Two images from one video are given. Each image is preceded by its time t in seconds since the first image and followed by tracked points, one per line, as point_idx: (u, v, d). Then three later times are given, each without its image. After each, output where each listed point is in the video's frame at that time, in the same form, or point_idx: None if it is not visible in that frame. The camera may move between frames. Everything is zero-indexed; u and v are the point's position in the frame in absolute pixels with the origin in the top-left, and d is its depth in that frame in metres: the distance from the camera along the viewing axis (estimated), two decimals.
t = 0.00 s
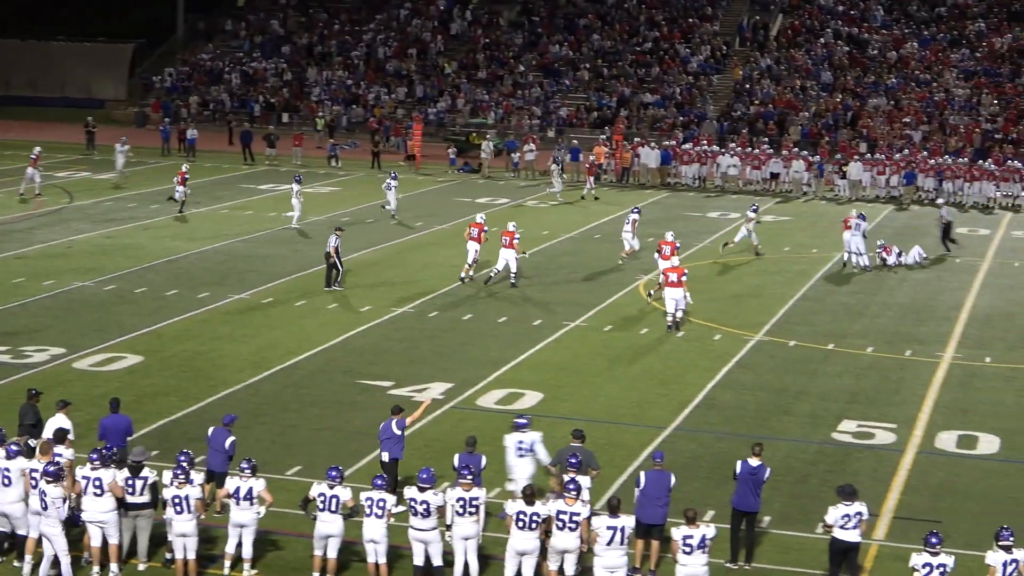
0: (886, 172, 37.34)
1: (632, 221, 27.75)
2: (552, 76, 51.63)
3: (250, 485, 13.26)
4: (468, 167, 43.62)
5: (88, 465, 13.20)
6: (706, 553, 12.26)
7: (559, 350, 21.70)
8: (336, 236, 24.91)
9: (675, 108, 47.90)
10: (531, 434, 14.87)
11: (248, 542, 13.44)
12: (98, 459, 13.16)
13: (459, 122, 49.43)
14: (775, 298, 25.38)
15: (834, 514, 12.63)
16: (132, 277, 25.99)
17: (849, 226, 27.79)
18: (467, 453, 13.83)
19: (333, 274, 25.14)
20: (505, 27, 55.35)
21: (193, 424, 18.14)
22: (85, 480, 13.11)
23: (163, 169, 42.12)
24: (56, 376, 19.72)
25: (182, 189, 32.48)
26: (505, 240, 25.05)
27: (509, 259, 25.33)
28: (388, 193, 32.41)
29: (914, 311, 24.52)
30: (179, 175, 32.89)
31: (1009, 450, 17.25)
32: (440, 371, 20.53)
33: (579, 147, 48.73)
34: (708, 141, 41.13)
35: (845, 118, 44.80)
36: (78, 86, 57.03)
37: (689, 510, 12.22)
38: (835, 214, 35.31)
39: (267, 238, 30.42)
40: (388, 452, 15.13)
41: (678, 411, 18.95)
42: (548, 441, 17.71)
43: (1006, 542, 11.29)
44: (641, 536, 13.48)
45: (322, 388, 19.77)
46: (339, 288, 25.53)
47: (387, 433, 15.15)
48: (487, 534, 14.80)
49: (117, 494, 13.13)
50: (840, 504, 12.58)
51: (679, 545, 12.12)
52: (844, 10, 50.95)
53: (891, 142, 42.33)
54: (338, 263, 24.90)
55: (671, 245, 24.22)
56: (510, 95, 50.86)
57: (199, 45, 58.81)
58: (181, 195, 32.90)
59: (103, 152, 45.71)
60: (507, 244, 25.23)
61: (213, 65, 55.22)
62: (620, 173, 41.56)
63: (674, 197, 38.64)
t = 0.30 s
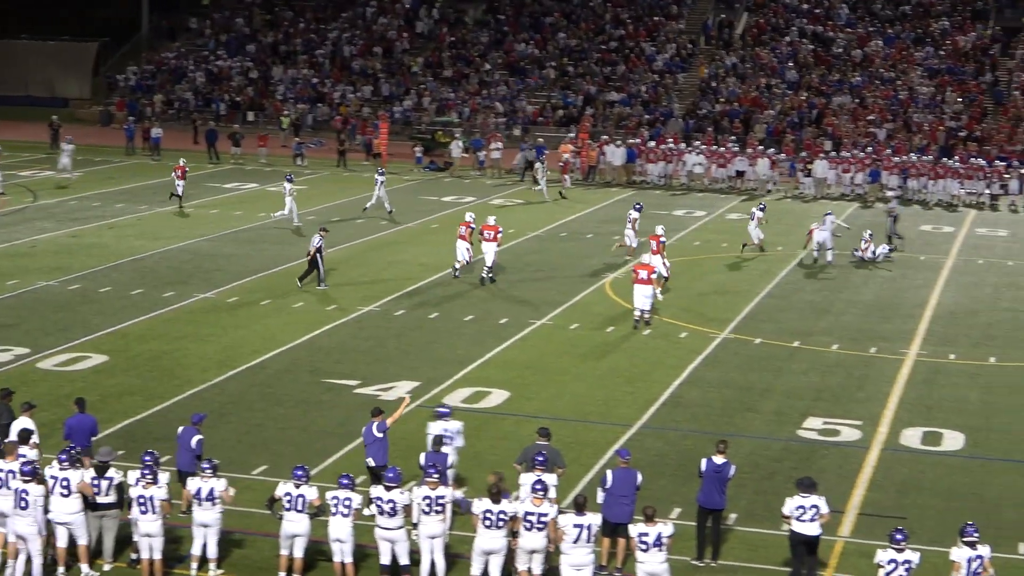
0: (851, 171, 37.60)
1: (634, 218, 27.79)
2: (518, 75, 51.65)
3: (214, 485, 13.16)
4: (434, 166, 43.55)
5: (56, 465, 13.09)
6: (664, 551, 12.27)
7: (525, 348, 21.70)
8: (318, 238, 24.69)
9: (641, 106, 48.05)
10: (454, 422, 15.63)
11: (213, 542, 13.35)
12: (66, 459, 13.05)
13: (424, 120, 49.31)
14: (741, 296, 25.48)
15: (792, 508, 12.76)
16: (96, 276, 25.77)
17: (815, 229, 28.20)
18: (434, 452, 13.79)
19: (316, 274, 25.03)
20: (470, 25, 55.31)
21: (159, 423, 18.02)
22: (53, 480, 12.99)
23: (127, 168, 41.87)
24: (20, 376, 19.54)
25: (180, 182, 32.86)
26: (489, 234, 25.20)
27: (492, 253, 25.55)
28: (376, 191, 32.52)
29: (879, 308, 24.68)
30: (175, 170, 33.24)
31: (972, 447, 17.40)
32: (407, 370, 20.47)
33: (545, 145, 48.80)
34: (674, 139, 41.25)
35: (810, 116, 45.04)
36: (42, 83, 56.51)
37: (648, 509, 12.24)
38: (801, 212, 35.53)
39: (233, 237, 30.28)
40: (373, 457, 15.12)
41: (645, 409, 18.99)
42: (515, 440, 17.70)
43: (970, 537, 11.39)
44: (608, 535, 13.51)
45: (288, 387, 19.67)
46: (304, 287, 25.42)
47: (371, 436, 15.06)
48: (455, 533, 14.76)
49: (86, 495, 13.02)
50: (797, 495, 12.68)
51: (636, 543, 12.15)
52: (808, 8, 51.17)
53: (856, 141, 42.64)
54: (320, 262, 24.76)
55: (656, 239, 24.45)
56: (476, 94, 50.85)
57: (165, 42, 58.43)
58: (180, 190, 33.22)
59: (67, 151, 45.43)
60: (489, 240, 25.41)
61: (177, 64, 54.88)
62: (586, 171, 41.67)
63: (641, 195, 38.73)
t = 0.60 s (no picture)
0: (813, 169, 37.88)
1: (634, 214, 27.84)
2: (483, 73, 51.61)
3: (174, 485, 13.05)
4: (398, 164, 43.45)
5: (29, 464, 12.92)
6: (626, 548, 12.26)
7: (490, 347, 21.67)
8: (300, 237, 24.64)
9: (605, 104, 48.16)
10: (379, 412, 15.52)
11: (177, 542, 13.24)
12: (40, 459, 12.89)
13: (389, 119, 49.18)
14: (707, 294, 25.56)
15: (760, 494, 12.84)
16: (59, 276, 25.52)
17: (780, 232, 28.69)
18: (400, 451, 13.73)
19: (293, 271, 25.09)
20: (435, 22, 55.19)
21: (123, 423, 17.86)
22: (26, 479, 12.84)
23: (90, 167, 41.50)
24: None
25: (178, 179, 33.17)
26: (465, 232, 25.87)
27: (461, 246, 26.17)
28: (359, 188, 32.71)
29: (843, 306, 24.82)
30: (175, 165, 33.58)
31: (936, 444, 17.53)
32: (373, 369, 20.39)
33: (510, 143, 48.76)
34: (639, 137, 41.41)
35: (774, 114, 45.31)
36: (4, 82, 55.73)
37: (609, 506, 12.24)
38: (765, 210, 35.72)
39: (197, 236, 30.07)
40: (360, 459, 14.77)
41: (611, 407, 19.01)
42: (481, 438, 17.67)
43: (933, 533, 11.46)
44: (574, 533, 13.51)
45: (253, 386, 19.54)
46: (269, 286, 25.29)
47: (354, 441, 14.78)
48: (420, 532, 14.72)
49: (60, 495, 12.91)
50: (764, 489, 12.76)
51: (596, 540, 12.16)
52: (772, 7, 51.37)
53: (820, 139, 42.92)
54: (301, 260, 24.79)
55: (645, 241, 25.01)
56: (441, 93, 50.75)
57: (127, 41, 57.98)
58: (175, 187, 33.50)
59: (29, 151, 45.06)
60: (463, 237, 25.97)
61: (140, 62, 54.47)
62: (551, 169, 41.78)
63: (605, 193, 38.80)
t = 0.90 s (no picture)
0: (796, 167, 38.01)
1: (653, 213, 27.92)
2: (466, 72, 51.58)
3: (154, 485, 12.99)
4: (381, 164, 43.39)
5: (22, 466, 12.95)
6: (609, 547, 12.27)
7: (474, 346, 21.66)
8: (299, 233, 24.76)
9: (588, 103, 48.22)
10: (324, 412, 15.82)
11: (160, 542, 13.20)
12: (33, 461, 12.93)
13: (373, 118, 49.11)
14: (689, 292, 25.59)
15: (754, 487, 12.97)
16: (41, 276, 25.41)
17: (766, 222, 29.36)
18: (383, 451, 13.73)
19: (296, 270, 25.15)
20: (417, 21, 55.12)
21: (106, 423, 17.79)
22: (18, 480, 12.87)
23: (73, 166, 41.33)
24: None
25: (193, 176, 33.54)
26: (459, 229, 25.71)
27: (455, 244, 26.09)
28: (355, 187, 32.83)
29: (826, 304, 24.87)
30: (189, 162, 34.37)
31: (919, 442, 17.59)
32: (356, 368, 20.35)
33: (492, 142, 48.71)
34: (622, 137, 41.52)
35: (756, 114, 45.46)
36: None
37: (592, 505, 12.25)
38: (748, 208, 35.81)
39: (180, 235, 29.96)
40: (357, 457, 14.77)
41: (594, 406, 19.01)
42: (465, 437, 17.65)
43: (916, 531, 11.51)
44: (558, 532, 13.52)
45: (235, 386, 19.49)
46: (253, 285, 25.22)
47: (354, 439, 14.77)
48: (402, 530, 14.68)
49: (52, 494, 12.94)
50: (755, 482, 12.86)
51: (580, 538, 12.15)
52: (754, 5, 51.47)
53: (803, 138, 43.05)
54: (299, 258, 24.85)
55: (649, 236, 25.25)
56: (424, 92, 50.67)
57: (109, 40, 57.73)
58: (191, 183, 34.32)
59: (10, 150, 44.84)
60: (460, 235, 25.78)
61: (122, 61, 54.23)
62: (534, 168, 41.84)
63: (588, 192, 38.85)
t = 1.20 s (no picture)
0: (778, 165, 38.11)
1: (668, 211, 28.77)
2: (454, 72, 51.54)
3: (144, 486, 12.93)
4: (369, 164, 43.33)
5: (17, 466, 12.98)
6: (598, 546, 12.27)
7: (462, 345, 21.64)
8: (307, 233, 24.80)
9: (576, 103, 48.23)
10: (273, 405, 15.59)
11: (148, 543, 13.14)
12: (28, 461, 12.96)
13: (361, 117, 49.02)
14: (678, 292, 25.62)
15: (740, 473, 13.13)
16: (29, 276, 25.33)
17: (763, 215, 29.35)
18: (370, 450, 13.72)
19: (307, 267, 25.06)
20: (405, 21, 55.05)
21: (94, 423, 17.74)
22: (12, 480, 12.88)
23: (60, 166, 41.19)
24: None
25: (216, 174, 33.81)
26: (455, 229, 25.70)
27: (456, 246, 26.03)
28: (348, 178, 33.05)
29: (814, 304, 24.91)
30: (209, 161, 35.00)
31: (907, 441, 17.62)
32: (344, 368, 20.33)
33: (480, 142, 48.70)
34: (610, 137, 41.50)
35: (744, 113, 45.52)
36: None
37: (580, 504, 12.23)
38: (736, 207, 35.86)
39: (168, 235, 29.90)
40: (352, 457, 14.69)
41: (583, 405, 19.02)
42: (454, 437, 17.64)
43: (901, 530, 11.54)
44: (544, 531, 13.51)
45: (223, 385, 19.44)
46: (241, 285, 25.19)
47: (351, 438, 14.71)
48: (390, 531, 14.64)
49: (48, 493, 12.95)
50: (744, 479, 12.91)
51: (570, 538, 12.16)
52: (742, 5, 51.51)
53: (791, 136, 43.12)
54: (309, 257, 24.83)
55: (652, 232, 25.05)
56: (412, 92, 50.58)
57: (97, 39, 57.57)
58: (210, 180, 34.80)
59: None
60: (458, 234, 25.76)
61: (109, 61, 54.05)
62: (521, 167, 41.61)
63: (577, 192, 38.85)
